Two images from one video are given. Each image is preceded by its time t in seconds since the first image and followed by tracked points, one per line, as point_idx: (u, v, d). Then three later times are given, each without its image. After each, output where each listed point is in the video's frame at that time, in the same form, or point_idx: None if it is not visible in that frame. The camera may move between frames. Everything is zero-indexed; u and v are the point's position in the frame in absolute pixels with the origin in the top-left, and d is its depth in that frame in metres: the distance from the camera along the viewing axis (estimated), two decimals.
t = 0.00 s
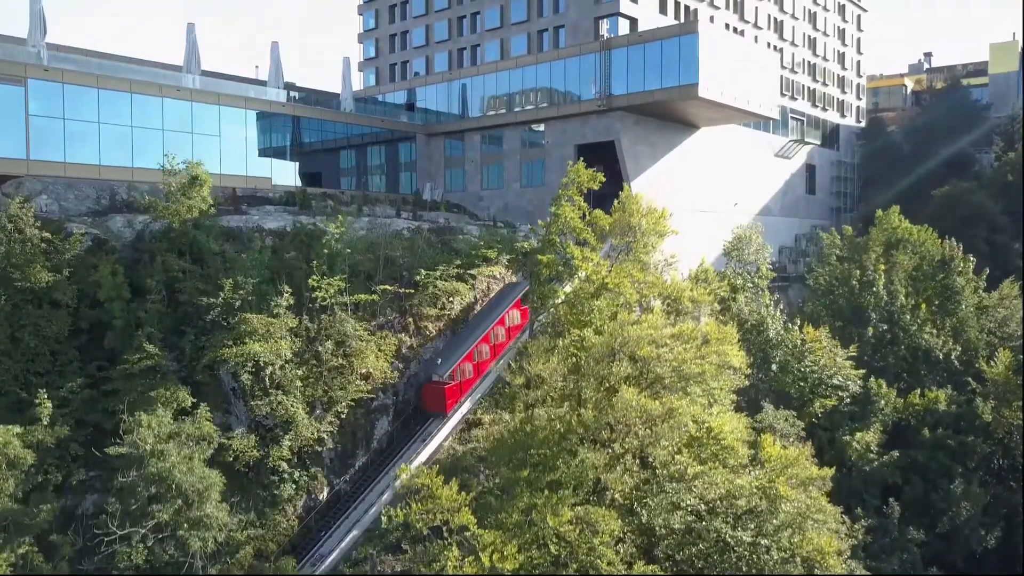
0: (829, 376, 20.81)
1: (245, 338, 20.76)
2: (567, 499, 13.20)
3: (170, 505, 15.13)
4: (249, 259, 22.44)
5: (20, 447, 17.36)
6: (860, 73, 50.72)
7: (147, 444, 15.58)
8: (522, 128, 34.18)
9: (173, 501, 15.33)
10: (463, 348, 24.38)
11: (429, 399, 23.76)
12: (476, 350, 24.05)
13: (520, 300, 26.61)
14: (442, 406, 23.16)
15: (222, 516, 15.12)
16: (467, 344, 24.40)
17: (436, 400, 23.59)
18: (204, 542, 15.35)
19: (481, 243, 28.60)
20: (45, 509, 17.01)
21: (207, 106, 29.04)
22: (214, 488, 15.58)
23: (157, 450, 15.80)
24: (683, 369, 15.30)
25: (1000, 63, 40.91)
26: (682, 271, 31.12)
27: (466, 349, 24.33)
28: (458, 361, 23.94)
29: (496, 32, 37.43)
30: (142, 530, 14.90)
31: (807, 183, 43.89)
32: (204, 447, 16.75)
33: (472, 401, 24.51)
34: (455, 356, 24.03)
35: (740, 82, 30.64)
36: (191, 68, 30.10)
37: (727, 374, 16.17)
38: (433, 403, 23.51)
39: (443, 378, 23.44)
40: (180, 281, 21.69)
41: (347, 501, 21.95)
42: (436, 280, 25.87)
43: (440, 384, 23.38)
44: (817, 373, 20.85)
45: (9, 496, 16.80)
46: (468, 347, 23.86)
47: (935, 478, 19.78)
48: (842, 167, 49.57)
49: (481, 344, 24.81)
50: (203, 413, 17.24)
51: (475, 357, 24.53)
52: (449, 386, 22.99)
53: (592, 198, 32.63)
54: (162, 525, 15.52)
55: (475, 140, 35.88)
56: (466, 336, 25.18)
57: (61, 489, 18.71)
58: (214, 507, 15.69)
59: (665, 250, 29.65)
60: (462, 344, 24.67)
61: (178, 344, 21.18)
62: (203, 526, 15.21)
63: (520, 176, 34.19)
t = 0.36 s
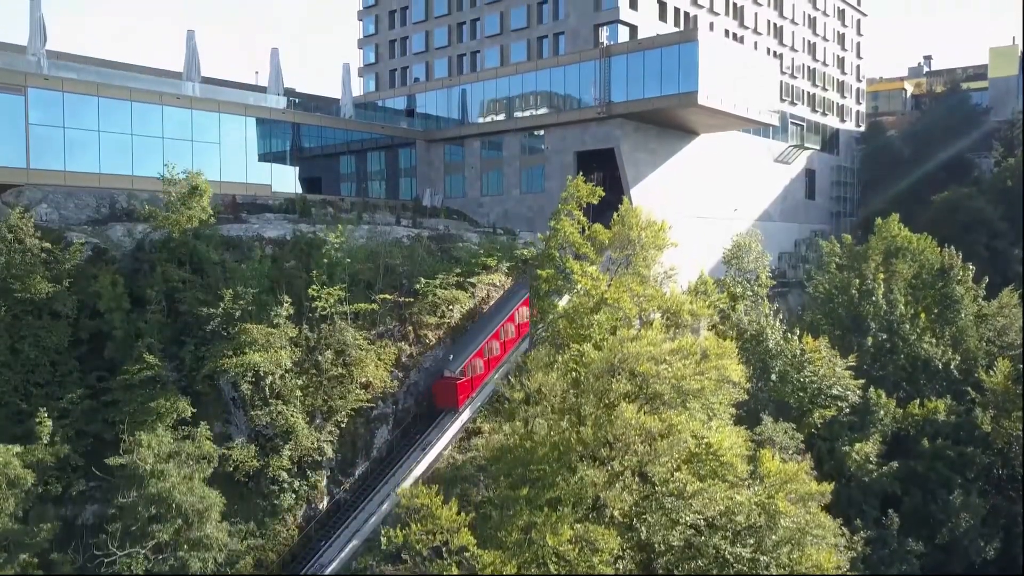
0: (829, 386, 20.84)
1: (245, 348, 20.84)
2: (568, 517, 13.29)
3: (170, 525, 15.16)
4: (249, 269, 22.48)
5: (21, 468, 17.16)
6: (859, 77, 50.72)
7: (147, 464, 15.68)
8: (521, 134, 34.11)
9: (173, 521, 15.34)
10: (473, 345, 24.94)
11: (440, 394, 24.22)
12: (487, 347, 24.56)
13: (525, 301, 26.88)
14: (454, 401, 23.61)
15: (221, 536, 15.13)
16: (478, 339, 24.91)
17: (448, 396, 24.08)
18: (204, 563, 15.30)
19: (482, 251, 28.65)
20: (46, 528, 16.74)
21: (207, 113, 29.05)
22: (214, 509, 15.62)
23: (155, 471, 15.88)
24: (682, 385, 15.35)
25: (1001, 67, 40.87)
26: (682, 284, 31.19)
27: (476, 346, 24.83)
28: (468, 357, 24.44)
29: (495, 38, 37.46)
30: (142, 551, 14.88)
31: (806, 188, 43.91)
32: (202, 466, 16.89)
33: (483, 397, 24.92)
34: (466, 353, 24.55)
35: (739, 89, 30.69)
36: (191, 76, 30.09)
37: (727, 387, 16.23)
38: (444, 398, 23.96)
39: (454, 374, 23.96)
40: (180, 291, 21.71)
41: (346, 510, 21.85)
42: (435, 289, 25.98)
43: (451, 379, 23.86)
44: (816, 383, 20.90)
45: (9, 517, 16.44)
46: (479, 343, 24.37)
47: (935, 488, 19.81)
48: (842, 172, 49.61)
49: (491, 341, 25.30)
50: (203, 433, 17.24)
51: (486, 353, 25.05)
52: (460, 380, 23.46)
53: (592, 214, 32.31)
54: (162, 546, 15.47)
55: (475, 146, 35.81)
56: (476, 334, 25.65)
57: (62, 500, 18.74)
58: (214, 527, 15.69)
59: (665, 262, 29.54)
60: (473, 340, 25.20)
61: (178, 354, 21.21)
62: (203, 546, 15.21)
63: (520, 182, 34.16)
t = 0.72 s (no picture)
0: (828, 398, 20.86)
1: (245, 361, 20.89)
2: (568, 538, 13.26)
3: (169, 550, 15.14)
4: (249, 281, 22.49)
5: (20, 492, 17.10)
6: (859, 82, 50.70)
7: (147, 489, 15.60)
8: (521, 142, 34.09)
9: (172, 545, 15.31)
10: (484, 343, 25.53)
11: (452, 393, 24.79)
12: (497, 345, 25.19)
13: (528, 305, 27.15)
14: (466, 398, 24.21)
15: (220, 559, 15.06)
16: (489, 338, 25.55)
17: (459, 394, 24.68)
18: None
19: (481, 260, 28.69)
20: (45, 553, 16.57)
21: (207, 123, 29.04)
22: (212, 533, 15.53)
23: (154, 497, 15.78)
24: (681, 406, 15.29)
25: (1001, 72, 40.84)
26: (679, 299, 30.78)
27: (486, 345, 25.45)
28: (480, 356, 25.11)
29: (495, 46, 37.45)
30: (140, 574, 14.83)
31: (805, 194, 43.91)
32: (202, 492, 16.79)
33: (490, 399, 25.34)
34: (476, 351, 25.20)
35: (738, 98, 30.72)
36: (190, 86, 30.21)
37: (726, 406, 16.24)
38: (456, 395, 24.59)
39: (465, 372, 24.57)
40: (180, 303, 21.71)
41: (346, 522, 21.84)
42: (435, 299, 26.02)
43: (463, 377, 24.46)
44: (815, 396, 20.93)
45: (9, 541, 16.39)
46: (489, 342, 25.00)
47: (934, 502, 19.79)
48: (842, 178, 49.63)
49: (501, 340, 25.93)
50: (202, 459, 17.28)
51: (496, 352, 25.68)
52: (471, 379, 24.09)
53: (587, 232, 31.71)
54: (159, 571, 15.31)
55: (475, 153, 35.80)
56: (486, 332, 26.19)
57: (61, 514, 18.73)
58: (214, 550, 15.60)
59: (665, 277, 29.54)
60: (484, 338, 25.84)
61: (177, 367, 21.21)
62: (203, 570, 15.16)
63: (520, 190, 34.13)
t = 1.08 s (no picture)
0: (828, 415, 20.89)
1: (245, 377, 20.92)
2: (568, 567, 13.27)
3: None
4: (249, 296, 22.52)
5: (21, 524, 17.16)
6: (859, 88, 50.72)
7: (146, 523, 15.83)
8: (521, 153, 34.08)
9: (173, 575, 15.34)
10: (495, 344, 26.09)
11: (462, 394, 25.34)
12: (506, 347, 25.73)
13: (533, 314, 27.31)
14: (477, 399, 24.70)
15: None
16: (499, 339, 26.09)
17: (469, 395, 25.27)
18: None
19: (481, 272, 28.73)
20: None
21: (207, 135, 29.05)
22: (213, 564, 15.48)
23: (155, 529, 16.03)
24: (681, 433, 15.31)
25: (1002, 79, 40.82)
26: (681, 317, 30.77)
27: (497, 346, 26.01)
28: (490, 357, 25.67)
29: (495, 56, 37.46)
30: None
31: (804, 203, 43.91)
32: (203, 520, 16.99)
33: (490, 412, 25.46)
34: (487, 353, 25.75)
35: (738, 109, 30.75)
36: (190, 98, 30.27)
37: (727, 429, 16.20)
38: (466, 395, 25.07)
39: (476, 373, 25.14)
40: (180, 320, 21.70)
41: (347, 537, 21.81)
42: (435, 313, 26.02)
43: (473, 378, 24.95)
44: (815, 412, 20.97)
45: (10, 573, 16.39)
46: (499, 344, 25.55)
47: (934, 520, 19.78)
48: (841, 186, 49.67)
49: (511, 341, 26.46)
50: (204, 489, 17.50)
51: (505, 354, 26.26)
52: (482, 380, 24.66)
53: (585, 250, 31.01)
54: None
55: (476, 163, 35.77)
56: (495, 335, 26.67)
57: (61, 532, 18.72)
58: None
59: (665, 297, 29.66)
60: (494, 339, 26.37)
61: (178, 383, 21.22)
62: None
63: (520, 201, 34.11)
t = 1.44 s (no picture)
0: (828, 434, 20.89)
1: (245, 397, 20.92)
2: None
3: None
4: (249, 315, 22.53)
5: (22, 551, 17.10)
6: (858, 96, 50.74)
7: (146, 559, 15.68)
8: (520, 165, 34.09)
9: None
10: (504, 349, 26.63)
11: (473, 397, 25.93)
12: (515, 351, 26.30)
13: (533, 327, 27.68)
14: (487, 402, 25.34)
15: None
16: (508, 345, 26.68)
17: (479, 399, 25.88)
18: None
19: (481, 287, 28.77)
20: None
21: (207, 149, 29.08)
22: None
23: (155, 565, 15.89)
24: (681, 463, 15.23)
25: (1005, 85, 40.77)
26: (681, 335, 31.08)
27: (506, 351, 26.57)
28: (499, 362, 26.16)
29: (495, 68, 37.49)
30: None
31: (804, 212, 43.93)
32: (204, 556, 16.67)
33: (490, 427, 25.67)
34: (496, 358, 26.26)
35: (738, 123, 30.79)
36: (190, 111, 30.29)
37: (724, 456, 16.23)
38: (477, 399, 25.66)
39: (486, 377, 25.67)
40: (180, 338, 21.71)
41: (347, 554, 21.91)
42: (435, 328, 26.02)
43: (484, 382, 25.53)
44: (815, 432, 20.99)
45: None
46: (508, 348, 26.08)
47: (933, 539, 19.81)
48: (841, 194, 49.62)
49: (519, 346, 27.06)
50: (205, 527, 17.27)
51: (514, 358, 26.81)
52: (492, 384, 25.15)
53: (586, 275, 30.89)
54: None
55: (475, 175, 35.80)
56: (505, 339, 27.28)
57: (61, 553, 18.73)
58: None
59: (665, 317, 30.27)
60: (504, 344, 26.95)
61: (178, 402, 21.24)
62: None
63: (519, 214, 34.17)
